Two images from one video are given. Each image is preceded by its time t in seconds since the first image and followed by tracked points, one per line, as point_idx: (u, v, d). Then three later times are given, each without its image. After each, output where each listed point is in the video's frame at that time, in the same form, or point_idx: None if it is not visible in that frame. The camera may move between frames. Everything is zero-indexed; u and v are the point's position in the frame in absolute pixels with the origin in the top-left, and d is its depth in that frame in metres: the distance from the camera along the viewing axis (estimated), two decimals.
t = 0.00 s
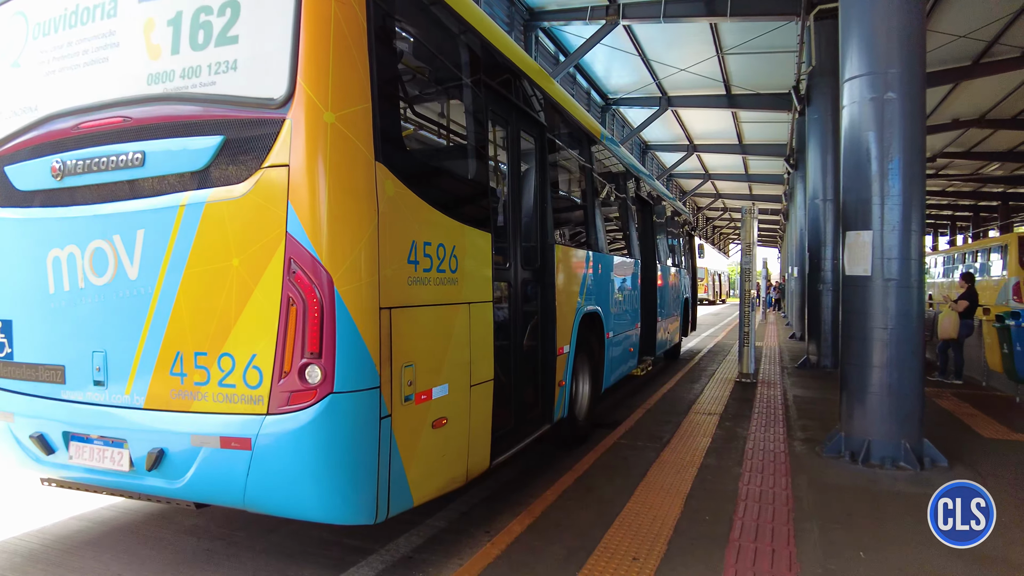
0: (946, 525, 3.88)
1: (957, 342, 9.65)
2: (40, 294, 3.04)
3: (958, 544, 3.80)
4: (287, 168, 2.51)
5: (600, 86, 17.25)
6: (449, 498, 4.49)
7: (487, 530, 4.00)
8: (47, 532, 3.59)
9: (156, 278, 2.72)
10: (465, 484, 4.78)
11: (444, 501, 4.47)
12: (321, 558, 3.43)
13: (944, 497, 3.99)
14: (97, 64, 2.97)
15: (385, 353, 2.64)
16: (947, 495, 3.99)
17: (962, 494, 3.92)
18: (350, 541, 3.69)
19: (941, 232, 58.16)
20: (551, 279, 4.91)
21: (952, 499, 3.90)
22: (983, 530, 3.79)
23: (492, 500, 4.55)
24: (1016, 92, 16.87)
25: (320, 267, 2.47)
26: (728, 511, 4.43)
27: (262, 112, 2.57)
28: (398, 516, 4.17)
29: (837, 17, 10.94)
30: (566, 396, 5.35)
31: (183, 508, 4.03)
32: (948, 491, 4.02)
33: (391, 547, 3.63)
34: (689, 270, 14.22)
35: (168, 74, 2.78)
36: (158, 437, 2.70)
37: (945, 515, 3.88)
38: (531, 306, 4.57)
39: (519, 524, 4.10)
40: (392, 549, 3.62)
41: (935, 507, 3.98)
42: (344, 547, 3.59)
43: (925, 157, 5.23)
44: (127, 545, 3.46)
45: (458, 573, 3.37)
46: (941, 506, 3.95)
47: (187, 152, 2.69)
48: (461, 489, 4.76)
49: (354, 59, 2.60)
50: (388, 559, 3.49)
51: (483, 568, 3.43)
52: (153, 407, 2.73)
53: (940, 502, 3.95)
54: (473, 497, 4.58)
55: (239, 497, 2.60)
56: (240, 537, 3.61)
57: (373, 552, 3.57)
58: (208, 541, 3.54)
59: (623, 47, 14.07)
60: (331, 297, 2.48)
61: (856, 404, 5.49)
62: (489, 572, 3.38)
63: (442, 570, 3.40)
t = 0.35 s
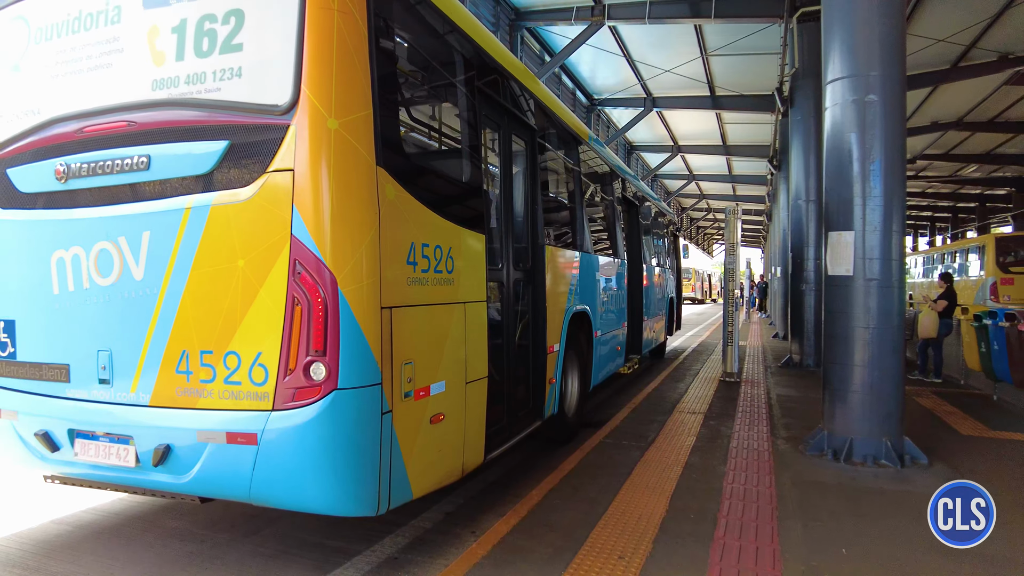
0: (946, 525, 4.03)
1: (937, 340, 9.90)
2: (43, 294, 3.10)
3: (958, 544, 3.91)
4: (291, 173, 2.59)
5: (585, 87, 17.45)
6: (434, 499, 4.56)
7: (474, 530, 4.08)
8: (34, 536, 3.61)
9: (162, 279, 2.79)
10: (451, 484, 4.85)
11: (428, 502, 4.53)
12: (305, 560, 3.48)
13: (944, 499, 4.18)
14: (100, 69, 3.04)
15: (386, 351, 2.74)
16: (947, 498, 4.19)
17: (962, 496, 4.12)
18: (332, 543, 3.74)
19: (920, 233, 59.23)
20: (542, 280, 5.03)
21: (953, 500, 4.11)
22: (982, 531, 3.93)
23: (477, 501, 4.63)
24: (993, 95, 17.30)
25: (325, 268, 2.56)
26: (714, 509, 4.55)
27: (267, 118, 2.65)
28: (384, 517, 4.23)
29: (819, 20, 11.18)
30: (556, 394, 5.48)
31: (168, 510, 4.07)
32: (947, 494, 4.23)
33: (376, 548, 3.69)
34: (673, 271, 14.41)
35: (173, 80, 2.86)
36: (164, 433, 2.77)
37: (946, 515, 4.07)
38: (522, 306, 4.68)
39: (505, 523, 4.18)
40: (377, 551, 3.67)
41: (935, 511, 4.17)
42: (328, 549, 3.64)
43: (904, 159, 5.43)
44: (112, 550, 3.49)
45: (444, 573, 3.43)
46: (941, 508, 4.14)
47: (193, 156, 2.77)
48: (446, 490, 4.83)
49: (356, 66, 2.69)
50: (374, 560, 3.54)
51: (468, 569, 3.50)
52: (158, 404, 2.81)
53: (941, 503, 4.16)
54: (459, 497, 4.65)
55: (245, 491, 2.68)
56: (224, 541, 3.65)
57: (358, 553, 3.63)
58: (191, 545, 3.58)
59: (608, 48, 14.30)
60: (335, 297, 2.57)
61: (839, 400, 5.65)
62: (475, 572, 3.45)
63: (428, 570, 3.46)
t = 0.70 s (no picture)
0: (946, 525, 4.24)
1: (925, 339, 10.15)
2: (70, 295, 3.28)
3: (958, 543, 4.10)
4: (313, 181, 2.77)
5: (576, 88, 17.69)
6: (425, 498, 4.67)
7: (465, 529, 4.19)
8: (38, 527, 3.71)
9: (188, 280, 2.96)
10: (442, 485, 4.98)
11: (418, 502, 4.63)
12: (299, 556, 3.58)
13: (945, 501, 4.45)
14: (126, 81, 3.21)
15: (401, 348, 2.92)
16: (948, 497, 4.48)
17: (964, 497, 4.42)
18: (324, 540, 3.83)
19: (908, 233, 59.92)
20: (541, 281, 5.23)
21: (953, 500, 4.42)
22: (982, 531, 4.14)
23: (467, 501, 4.75)
24: (980, 96, 17.61)
25: (346, 270, 2.74)
26: (703, 510, 4.69)
27: (289, 129, 2.82)
28: (376, 515, 4.33)
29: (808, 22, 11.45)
30: (554, 390, 5.67)
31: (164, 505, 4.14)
32: (948, 495, 4.53)
33: (367, 548, 3.74)
34: (664, 271, 14.64)
35: (197, 92, 3.02)
36: (190, 426, 2.94)
37: (946, 517, 4.31)
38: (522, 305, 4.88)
39: (496, 524, 4.29)
40: (365, 553, 3.69)
41: (935, 512, 4.41)
42: (320, 546, 3.73)
43: (892, 160, 5.66)
44: (108, 544, 3.56)
45: (435, 573, 3.50)
46: (942, 509, 4.40)
47: (218, 163, 2.94)
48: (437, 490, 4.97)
49: (373, 80, 2.87)
50: (363, 561, 3.57)
51: (460, 568, 3.56)
52: (184, 398, 2.97)
53: (942, 503, 4.46)
54: (450, 497, 4.78)
55: (269, 479, 2.85)
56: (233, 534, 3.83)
57: (347, 555, 3.64)
58: (184, 541, 3.66)
59: (598, 49, 14.53)
60: (355, 296, 2.74)
61: (830, 397, 5.87)
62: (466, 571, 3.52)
63: (419, 570, 3.51)
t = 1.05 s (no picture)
0: (947, 526, 4.39)
1: (916, 339, 10.50)
2: (118, 295, 3.56)
3: (958, 542, 4.24)
4: (349, 192, 3.04)
5: (570, 89, 18.03)
6: (437, 493, 4.97)
7: (458, 530, 4.31)
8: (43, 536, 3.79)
9: (232, 281, 3.23)
10: (437, 486, 5.12)
11: (412, 503, 4.73)
12: (294, 558, 3.70)
13: (946, 502, 4.62)
14: (171, 98, 3.48)
15: (427, 343, 3.21)
16: (949, 498, 4.66)
17: (964, 499, 4.58)
18: (318, 543, 3.95)
19: (899, 233, 60.53)
20: (547, 281, 5.53)
21: (953, 500, 4.60)
22: (981, 530, 4.29)
23: (477, 496, 5.06)
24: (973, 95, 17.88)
25: (379, 273, 3.02)
26: (696, 510, 4.86)
27: (326, 143, 3.10)
28: (380, 513, 4.53)
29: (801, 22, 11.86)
30: (558, 385, 5.98)
31: (158, 515, 4.22)
32: (949, 495, 4.71)
33: (362, 551, 3.87)
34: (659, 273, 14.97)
35: (239, 108, 3.29)
36: (233, 415, 3.21)
37: (947, 517, 4.47)
38: (529, 304, 5.18)
39: (490, 525, 4.43)
40: (360, 553, 3.84)
41: (935, 513, 4.57)
42: (312, 549, 3.85)
43: (885, 159, 5.94)
44: (104, 553, 3.62)
45: (430, 573, 3.62)
46: (943, 510, 4.55)
47: (259, 174, 3.20)
48: (439, 487, 5.19)
49: (402, 99, 3.14)
50: (358, 562, 3.71)
51: (454, 568, 3.70)
52: (228, 389, 3.25)
53: (942, 503, 4.63)
54: (460, 492, 5.08)
55: (308, 463, 3.13)
56: (265, 527, 4.11)
57: (343, 555, 3.80)
58: (176, 546, 3.75)
59: (592, 49, 14.83)
60: (387, 296, 3.03)
61: (822, 396, 6.19)
62: (460, 571, 3.65)
63: (413, 570, 3.64)
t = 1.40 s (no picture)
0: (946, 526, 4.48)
1: (912, 339, 10.94)
2: (175, 293, 3.94)
3: (957, 541, 4.32)
4: (392, 203, 3.44)
5: (566, 90, 18.47)
6: (456, 482, 5.36)
7: (455, 530, 4.37)
8: (35, 548, 3.82)
9: (284, 281, 3.62)
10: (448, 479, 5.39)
11: (419, 498, 4.94)
12: (287, 560, 3.76)
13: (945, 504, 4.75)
14: (225, 115, 3.86)
15: (459, 336, 3.61)
16: (948, 501, 4.79)
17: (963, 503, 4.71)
18: (316, 544, 4.03)
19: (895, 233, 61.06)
20: (556, 279, 5.94)
21: (948, 502, 4.84)
22: (980, 531, 4.38)
23: (494, 485, 5.44)
24: (968, 96, 18.26)
25: (419, 274, 3.42)
26: (694, 504, 5.04)
27: (371, 159, 3.49)
28: (406, 500, 4.93)
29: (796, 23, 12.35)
30: (566, 377, 6.39)
31: (171, 512, 4.43)
32: (949, 497, 4.86)
33: (358, 550, 3.94)
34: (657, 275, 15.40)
35: (289, 126, 3.68)
36: (285, 400, 3.59)
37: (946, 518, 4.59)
38: (541, 302, 5.58)
39: (486, 525, 4.45)
40: (357, 553, 3.91)
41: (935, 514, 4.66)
42: (310, 549, 3.93)
43: (879, 158, 5.97)
44: (101, 558, 3.71)
45: (426, 573, 3.68)
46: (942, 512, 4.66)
47: (309, 186, 3.59)
48: (457, 475, 5.58)
49: (437, 120, 3.54)
50: (355, 562, 3.79)
51: (450, 568, 3.75)
52: (280, 377, 3.63)
53: (937, 504, 4.87)
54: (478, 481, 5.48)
55: (353, 442, 3.52)
56: (303, 515, 4.48)
57: (340, 556, 3.88)
58: (170, 549, 3.84)
59: (589, 49, 15.23)
60: (426, 294, 3.42)
61: (816, 396, 6.27)
62: (456, 571, 3.71)
63: (410, 570, 3.70)
